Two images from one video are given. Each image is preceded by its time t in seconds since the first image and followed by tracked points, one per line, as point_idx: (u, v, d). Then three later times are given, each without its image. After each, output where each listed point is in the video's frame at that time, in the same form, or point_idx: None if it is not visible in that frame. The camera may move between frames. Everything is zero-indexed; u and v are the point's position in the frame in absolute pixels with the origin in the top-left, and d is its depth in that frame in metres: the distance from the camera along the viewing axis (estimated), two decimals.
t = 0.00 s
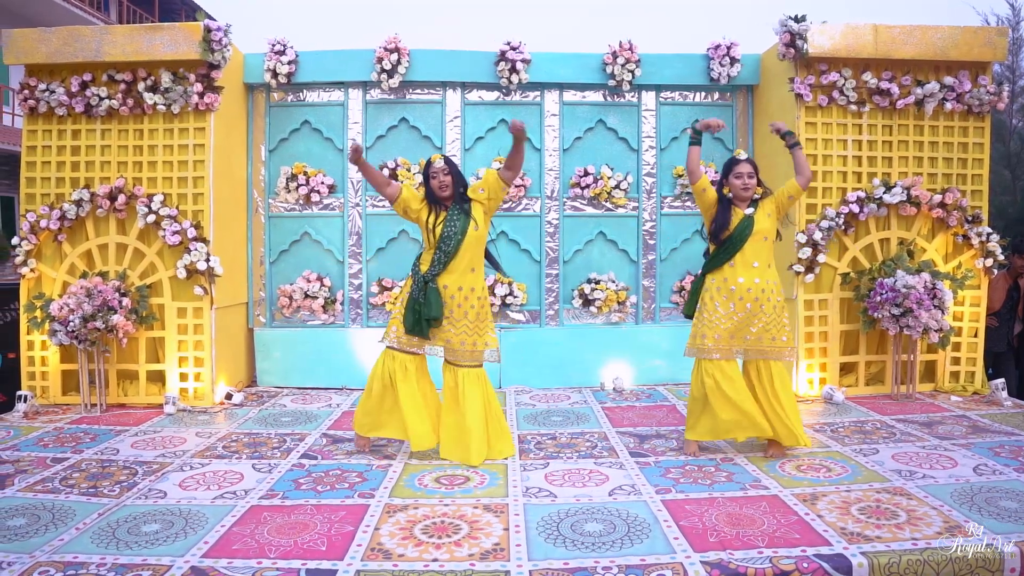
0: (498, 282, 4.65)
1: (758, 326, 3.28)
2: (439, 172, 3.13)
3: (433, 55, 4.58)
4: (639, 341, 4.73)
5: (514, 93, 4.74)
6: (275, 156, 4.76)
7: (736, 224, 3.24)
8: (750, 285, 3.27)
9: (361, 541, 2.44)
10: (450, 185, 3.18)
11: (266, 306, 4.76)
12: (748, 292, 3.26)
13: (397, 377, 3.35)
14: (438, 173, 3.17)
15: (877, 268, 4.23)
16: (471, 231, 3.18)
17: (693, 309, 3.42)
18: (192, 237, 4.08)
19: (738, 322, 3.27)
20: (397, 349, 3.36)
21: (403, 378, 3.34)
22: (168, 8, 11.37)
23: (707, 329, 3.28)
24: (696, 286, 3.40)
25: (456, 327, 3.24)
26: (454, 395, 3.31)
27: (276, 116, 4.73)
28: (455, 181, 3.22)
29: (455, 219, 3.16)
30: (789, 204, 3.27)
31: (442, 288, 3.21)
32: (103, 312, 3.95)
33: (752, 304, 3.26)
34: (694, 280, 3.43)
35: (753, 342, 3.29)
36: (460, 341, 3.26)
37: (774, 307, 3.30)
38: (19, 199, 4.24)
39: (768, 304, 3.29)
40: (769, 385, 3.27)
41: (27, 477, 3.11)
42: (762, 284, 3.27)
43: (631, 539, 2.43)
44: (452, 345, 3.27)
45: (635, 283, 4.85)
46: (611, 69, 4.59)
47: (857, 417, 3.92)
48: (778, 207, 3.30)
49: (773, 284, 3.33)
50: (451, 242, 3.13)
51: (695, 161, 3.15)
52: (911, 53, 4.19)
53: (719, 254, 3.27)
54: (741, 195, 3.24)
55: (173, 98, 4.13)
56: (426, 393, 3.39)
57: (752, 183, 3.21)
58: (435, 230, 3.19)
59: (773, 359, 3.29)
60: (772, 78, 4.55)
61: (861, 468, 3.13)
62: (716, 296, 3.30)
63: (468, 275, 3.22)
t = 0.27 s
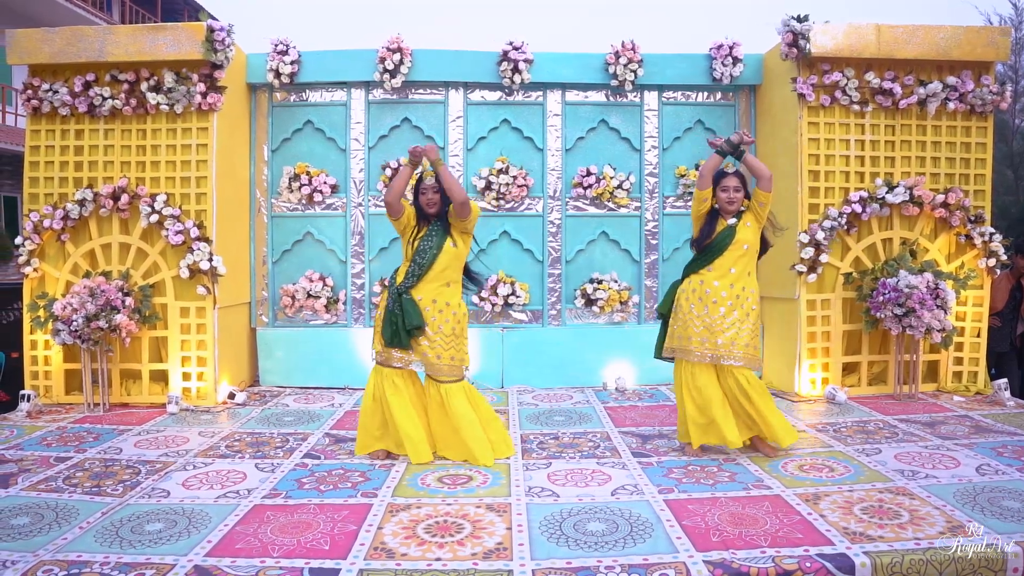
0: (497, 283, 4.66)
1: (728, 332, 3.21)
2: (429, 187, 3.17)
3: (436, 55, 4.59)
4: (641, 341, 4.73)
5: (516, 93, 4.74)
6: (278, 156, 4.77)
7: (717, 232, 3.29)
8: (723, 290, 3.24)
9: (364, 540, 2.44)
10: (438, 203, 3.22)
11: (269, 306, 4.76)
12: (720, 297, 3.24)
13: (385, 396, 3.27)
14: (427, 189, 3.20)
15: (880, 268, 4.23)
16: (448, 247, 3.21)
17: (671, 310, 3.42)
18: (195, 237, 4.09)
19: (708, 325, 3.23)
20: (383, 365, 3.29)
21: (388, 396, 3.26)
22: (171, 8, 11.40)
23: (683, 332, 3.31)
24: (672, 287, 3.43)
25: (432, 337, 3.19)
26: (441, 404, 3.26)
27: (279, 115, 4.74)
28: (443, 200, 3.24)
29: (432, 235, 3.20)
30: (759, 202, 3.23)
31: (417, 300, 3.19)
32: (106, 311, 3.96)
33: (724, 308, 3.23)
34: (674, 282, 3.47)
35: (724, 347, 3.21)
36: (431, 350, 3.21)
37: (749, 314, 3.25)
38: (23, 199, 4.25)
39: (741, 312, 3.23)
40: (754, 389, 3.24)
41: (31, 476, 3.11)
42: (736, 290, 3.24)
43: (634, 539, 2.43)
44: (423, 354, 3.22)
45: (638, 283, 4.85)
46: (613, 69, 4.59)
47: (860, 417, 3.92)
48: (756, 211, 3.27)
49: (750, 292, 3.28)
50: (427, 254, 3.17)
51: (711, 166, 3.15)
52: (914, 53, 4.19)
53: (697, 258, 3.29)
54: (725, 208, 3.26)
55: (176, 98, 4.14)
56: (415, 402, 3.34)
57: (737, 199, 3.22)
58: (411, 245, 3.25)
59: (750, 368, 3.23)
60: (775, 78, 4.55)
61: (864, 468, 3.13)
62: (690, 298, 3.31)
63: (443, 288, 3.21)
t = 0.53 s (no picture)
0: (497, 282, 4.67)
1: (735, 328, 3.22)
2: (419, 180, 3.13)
3: (437, 55, 4.59)
4: (643, 341, 4.73)
5: (517, 93, 4.74)
6: (280, 156, 4.77)
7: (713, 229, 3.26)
8: (727, 287, 3.25)
9: (366, 540, 2.44)
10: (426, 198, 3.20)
11: (270, 306, 4.76)
12: (725, 294, 3.25)
13: (373, 396, 3.29)
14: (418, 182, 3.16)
15: (882, 268, 4.22)
16: (429, 246, 3.19)
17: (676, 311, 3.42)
18: (196, 237, 4.09)
19: (717, 323, 3.24)
20: (376, 365, 3.28)
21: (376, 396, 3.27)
22: (172, 8, 11.40)
23: (690, 330, 3.31)
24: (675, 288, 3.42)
25: (419, 335, 3.19)
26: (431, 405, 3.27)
27: (280, 115, 4.74)
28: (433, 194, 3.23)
29: (416, 231, 3.18)
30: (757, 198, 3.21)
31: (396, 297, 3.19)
32: (108, 311, 3.96)
33: (728, 305, 3.25)
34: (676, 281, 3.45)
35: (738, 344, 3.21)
36: (426, 346, 3.19)
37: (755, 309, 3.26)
38: (25, 199, 4.25)
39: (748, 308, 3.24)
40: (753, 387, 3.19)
41: (33, 476, 3.11)
42: (741, 286, 3.25)
43: (635, 539, 2.43)
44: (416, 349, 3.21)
45: (639, 282, 4.85)
46: (615, 69, 4.59)
47: (861, 417, 3.92)
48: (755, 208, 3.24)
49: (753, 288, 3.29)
50: (409, 251, 3.14)
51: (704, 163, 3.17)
52: (915, 53, 4.18)
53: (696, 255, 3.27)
54: (720, 199, 3.25)
55: (178, 98, 4.14)
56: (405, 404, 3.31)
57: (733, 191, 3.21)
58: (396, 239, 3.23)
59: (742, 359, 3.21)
60: (776, 77, 4.55)
61: (866, 468, 3.13)
62: (695, 297, 3.31)
63: (428, 284, 3.20)
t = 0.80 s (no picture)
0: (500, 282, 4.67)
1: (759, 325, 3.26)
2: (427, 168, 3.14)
3: (438, 54, 4.59)
4: (643, 341, 4.73)
5: (518, 93, 4.74)
6: (280, 156, 4.77)
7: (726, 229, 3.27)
8: (746, 287, 3.25)
9: (366, 539, 2.44)
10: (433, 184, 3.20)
11: (271, 305, 4.77)
12: (745, 294, 3.26)
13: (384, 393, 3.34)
14: (427, 170, 3.16)
15: (882, 268, 4.22)
16: (438, 234, 3.22)
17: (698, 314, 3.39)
18: (196, 236, 4.09)
19: (740, 324, 3.27)
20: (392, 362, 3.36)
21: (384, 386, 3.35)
22: (172, 8, 11.41)
23: (714, 332, 3.31)
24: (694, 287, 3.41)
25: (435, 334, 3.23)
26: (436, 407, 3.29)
27: (281, 115, 4.74)
28: (439, 182, 3.25)
29: (422, 220, 3.19)
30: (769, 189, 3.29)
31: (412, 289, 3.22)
32: (108, 311, 3.97)
33: (751, 306, 3.26)
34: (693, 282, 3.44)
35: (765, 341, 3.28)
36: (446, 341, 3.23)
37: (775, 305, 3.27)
38: (25, 199, 4.25)
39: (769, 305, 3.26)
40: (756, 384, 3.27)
41: (33, 476, 3.12)
42: (760, 284, 3.26)
43: (636, 538, 2.43)
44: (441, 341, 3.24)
45: (640, 282, 4.85)
46: (615, 69, 4.59)
47: (862, 417, 3.92)
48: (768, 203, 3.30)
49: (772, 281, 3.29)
50: (419, 240, 3.16)
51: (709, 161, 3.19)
52: (916, 53, 4.18)
53: (713, 257, 3.28)
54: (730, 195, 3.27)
55: (178, 98, 4.14)
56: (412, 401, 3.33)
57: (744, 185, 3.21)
58: (400, 231, 3.21)
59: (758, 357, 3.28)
60: (777, 77, 4.55)
61: (866, 468, 3.12)
62: (714, 297, 3.32)
63: (440, 272, 3.23)
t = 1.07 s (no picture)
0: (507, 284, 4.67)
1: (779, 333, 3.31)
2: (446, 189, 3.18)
3: (439, 54, 4.59)
4: (643, 341, 4.73)
5: (518, 93, 4.75)
6: (281, 155, 4.77)
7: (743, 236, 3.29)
8: (763, 295, 3.29)
9: (368, 539, 2.45)
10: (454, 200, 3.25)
11: (271, 305, 4.77)
12: (763, 302, 3.29)
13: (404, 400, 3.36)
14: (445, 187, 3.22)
15: (882, 268, 4.23)
16: (469, 255, 3.24)
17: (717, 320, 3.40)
18: (197, 236, 4.09)
19: (756, 331, 3.31)
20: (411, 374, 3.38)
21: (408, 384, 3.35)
22: (172, 8, 11.42)
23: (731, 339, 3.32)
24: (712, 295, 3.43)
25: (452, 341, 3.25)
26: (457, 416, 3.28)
27: (282, 115, 4.75)
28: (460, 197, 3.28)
29: (453, 244, 3.21)
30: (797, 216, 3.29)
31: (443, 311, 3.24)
32: (109, 310, 3.96)
33: (768, 314, 3.31)
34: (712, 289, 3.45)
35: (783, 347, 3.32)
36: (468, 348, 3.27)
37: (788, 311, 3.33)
38: (26, 199, 4.25)
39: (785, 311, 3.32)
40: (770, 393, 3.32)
41: (34, 475, 3.12)
42: (776, 291, 3.30)
43: (636, 538, 2.43)
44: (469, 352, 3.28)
45: (640, 282, 4.86)
46: (615, 69, 4.59)
47: (862, 417, 3.92)
48: (786, 220, 3.33)
49: (785, 289, 3.35)
50: (451, 264, 3.18)
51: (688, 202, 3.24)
52: (916, 53, 4.19)
53: (730, 266, 3.30)
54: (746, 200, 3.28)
55: (179, 98, 4.14)
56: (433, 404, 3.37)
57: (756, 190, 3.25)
58: (433, 254, 3.23)
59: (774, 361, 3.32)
60: (777, 77, 4.55)
61: (866, 467, 3.12)
62: (731, 303, 3.35)
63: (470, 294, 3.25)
